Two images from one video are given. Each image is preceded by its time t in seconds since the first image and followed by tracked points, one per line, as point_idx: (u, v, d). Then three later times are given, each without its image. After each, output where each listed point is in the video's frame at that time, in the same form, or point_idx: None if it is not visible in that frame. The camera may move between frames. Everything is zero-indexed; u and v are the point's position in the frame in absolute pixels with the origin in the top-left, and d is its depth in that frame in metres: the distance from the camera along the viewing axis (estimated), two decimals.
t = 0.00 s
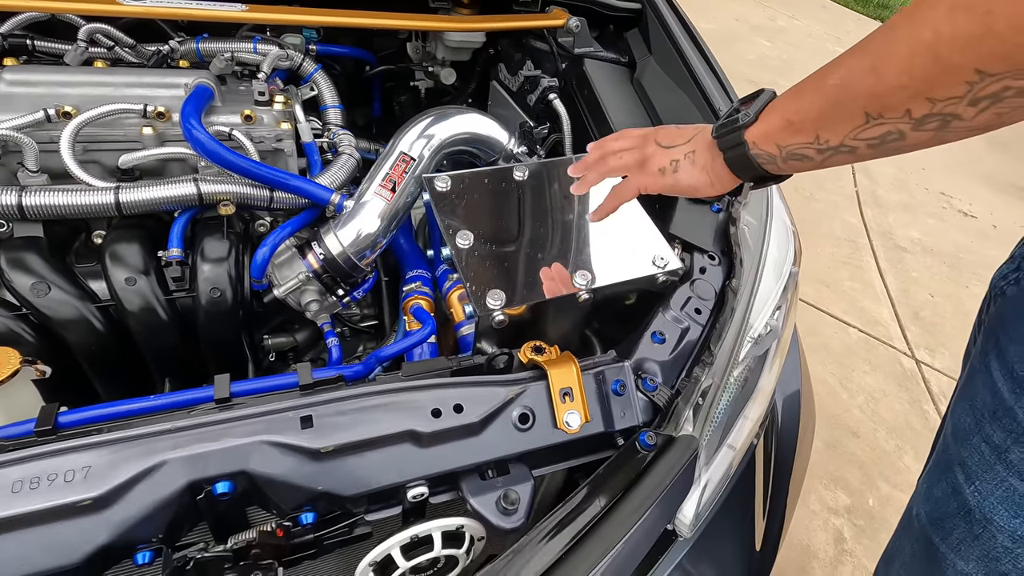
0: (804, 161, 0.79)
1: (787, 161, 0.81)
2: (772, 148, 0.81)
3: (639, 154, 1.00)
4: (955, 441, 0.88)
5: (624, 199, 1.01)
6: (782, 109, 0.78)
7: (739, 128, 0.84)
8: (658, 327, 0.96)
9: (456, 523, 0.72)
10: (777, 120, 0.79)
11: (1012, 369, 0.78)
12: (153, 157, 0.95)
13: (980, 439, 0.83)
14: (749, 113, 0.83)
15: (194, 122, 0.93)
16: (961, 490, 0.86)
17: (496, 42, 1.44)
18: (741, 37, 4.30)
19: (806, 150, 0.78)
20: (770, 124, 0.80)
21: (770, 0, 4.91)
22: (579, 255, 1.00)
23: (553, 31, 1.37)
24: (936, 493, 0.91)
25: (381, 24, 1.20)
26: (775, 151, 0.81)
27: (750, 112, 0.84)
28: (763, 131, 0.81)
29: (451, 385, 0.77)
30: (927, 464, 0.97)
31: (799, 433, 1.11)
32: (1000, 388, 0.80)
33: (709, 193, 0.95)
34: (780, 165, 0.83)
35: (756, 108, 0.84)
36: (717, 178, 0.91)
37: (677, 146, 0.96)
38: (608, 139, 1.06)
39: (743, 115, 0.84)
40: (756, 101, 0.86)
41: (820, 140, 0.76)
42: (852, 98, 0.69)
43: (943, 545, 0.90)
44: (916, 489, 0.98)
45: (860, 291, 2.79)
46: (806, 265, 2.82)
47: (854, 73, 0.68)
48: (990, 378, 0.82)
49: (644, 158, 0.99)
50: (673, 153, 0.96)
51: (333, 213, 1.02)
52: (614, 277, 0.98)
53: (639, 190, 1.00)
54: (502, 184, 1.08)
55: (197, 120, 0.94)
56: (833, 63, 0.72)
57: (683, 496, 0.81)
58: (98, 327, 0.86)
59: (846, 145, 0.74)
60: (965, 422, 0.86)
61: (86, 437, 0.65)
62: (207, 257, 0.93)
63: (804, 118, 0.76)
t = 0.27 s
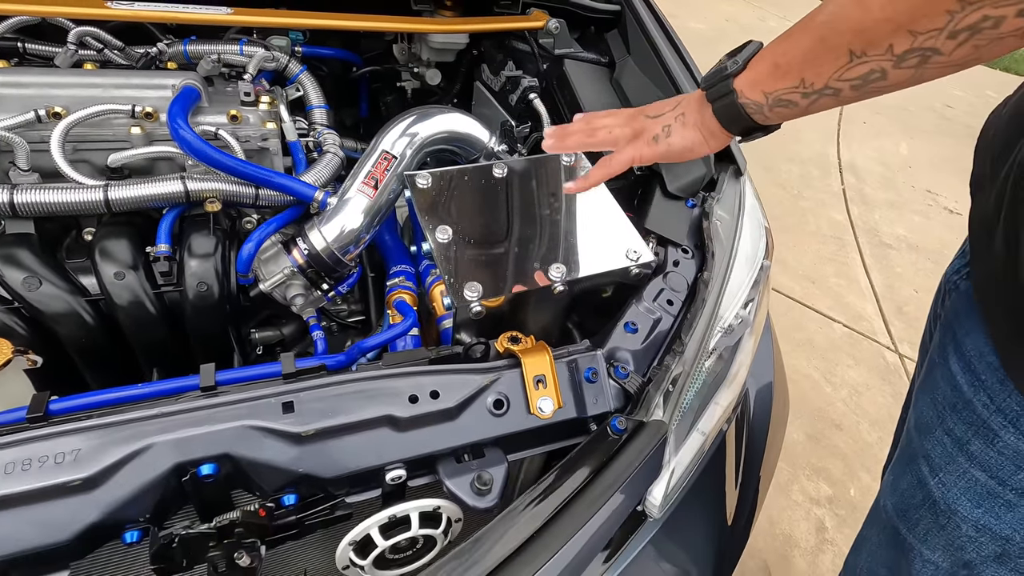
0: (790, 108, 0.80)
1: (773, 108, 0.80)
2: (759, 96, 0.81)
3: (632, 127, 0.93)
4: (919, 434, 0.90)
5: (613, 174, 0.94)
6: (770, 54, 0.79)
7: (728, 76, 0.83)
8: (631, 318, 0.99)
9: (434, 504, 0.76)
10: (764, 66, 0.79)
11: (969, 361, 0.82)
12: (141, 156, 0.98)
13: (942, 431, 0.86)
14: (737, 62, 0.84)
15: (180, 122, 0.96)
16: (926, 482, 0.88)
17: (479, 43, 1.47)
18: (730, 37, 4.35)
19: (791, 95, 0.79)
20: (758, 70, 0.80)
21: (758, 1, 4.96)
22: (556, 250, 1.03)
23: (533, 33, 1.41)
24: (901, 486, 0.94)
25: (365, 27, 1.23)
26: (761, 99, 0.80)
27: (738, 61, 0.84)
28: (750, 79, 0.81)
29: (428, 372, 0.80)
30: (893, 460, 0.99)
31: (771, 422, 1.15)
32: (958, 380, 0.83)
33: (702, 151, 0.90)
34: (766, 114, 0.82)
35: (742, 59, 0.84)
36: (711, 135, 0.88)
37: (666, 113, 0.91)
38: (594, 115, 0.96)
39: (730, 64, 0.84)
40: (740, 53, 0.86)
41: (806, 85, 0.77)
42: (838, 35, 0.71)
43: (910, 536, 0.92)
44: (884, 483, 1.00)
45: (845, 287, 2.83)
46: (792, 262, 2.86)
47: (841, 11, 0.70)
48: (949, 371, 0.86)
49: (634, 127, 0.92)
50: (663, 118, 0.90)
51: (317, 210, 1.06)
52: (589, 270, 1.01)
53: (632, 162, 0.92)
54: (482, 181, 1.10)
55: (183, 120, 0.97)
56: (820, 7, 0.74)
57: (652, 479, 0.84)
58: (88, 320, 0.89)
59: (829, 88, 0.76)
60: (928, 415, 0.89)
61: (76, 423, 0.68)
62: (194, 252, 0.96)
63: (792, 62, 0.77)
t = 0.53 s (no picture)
0: (836, 134, 0.80)
1: (818, 135, 0.81)
2: (803, 124, 0.82)
3: (673, 168, 0.99)
4: (901, 441, 0.92)
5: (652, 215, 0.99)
6: (813, 84, 0.79)
7: (772, 106, 0.85)
8: (612, 318, 1.02)
9: (418, 498, 0.78)
10: (808, 95, 0.80)
11: (949, 369, 0.83)
12: (135, 161, 1.00)
13: (924, 438, 0.87)
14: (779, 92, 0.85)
15: (173, 128, 0.98)
16: (910, 489, 0.90)
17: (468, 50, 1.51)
18: (722, 40, 4.39)
19: (836, 122, 0.79)
20: (802, 100, 0.81)
21: (750, 4, 5.00)
22: (539, 251, 1.05)
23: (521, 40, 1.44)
24: (884, 491, 0.95)
25: (354, 34, 1.26)
26: (806, 127, 0.82)
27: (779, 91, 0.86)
28: (793, 109, 0.82)
29: (412, 371, 0.82)
30: (874, 464, 1.01)
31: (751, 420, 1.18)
32: (939, 387, 0.85)
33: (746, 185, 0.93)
34: (811, 141, 0.83)
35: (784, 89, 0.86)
36: (756, 165, 0.90)
37: (706, 149, 0.95)
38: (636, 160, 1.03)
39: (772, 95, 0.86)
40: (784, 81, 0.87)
41: (851, 111, 0.77)
42: (884, 63, 0.71)
43: (895, 541, 0.94)
44: (865, 487, 1.01)
45: (834, 287, 2.87)
46: (782, 263, 2.90)
47: (887, 37, 0.70)
48: (928, 378, 0.87)
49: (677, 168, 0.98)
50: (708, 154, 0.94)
51: (306, 214, 1.08)
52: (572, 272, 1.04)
53: (676, 201, 0.98)
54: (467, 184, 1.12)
55: (176, 126, 1.00)
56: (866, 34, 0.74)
57: (631, 474, 0.87)
58: (82, 322, 0.91)
59: (876, 113, 0.76)
60: (909, 421, 0.90)
61: (70, 420, 0.70)
62: (186, 255, 0.99)
63: (836, 90, 0.77)
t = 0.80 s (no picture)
0: (839, 148, 0.77)
1: (820, 149, 0.77)
2: (804, 136, 0.78)
3: (664, 182, 0.96)
4: (902, 455, 0.89)
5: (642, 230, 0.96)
6: (816, 94, 0.76)
7: (770, 118, 0.81)
8: (597, 321, 1.02)
9: (400, 503, 0.79)
10: (809, 107, 0.77)
11: (952, 384, 0.80)
12: (119, 165, 1.00)
13: (929, 454, 0.84)
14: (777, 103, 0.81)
15: (156, 133, 0.98)
16: (914, 505, 0.87)
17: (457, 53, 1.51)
18: (716, 41, 4.40)
19: (839, 135, 0.75)
20: (803, 112, 0.77)
21: (745, 5, 5.01)
22: (525, 256, 1.06)
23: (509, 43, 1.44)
24: (885, 506, 0.93)
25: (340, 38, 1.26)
26: (807, 140, 0.78)
27: (778, 103, 0.82)
28: (793, 122, 0.78)
29: (395, 375, 0.83)
30: (872, 476, 0.99)
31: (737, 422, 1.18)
32: (942, 402, 0.82)
33: (743, 198, 0.90)
34: (811, 154, 0.79)
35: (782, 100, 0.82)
36: (751, 178, 0.87)
37: (699, 162, 0.92)
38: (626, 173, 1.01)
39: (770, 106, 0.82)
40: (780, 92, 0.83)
41: (856, 123, 0.73)
42: (894, 73, 0.67)
43: (897, 556, 0.91)
44: (866, 501, 0.99)
45: (826, 288, 2.88)
46: (775, 264, 2.91)
47: (898, 46, 0.66)
48: (929, 392, 0.84)
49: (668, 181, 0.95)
50: (701, 166, 0.91)
51: (292, 217, 1.08)
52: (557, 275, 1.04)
53: (668, 215, 0.94)
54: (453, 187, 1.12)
55: (160, 131, 0.99)
56: (873, 43, 0.70)
57: (615, 476, 0.87)
58: (66, 327, 0.91)
59: (883, 127, 0.72)
60: (911, 436, 0.88)
61: (50, 426, 0.70)
62: (170, 259, 0.99)
63: (839, 102, 0.73)
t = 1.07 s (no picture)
0: (847, 163, 0.76)
1: (827, 164, 0.76)
2: (811, 151, 0.77)
3: (665, 196, 0.95)
4: (911, 471, 0.87)
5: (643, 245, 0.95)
6: (823, 109, 0.75)
7: (775, 131, 0.80)
8: (594, 333, 1.00)
9: (394, 523, 0.77)
10: (817, 121, 0.75)
11: (963, 400, 0.79)
12: (108, 176, 0.99)
13: (938, 470, 0.83)
14: (783, 115, 0.80)
15: (146, 143, 0.96)
16: (923, 523, 0.86)
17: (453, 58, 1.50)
18: (714, 42, 4.38)
19: (847, 151, 0.74)
20: (810, 127, 0.76)
21: (742, 7, 5.01)
22: (521, 267, 1.04)
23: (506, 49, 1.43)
24: (893, 522, 0.91)
25: (334, 46, 1.24)
26: (815, 155, 0.77)
27: (783, 115, 0.80)
28: (800, 136, 0.77)
29: (389, 393, 0.81)
30: (878, 492, 0.97)
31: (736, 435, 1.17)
32: (952, 419, 0.80)
33: (747, 212, 0.88)
34: (819, 170, 0.78)
35: (788, 111, 0.80)
36: (755, 192, 0.86)
37: (701, 175, 0.91)
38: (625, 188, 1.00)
39: (777, 119, 0.80)
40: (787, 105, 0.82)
41: (866, 139, 0.72)
42: (905, 89, 0.66)
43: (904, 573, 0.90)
44: (871, 516, 0.98)
45: (824, 292, 2.87)
46: (773, 267, 2.90)
47: (911, 61, 0.64)
48: (940, 408, 0.83)
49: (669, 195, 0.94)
50: (703, 179, 0.90)
51: (285, 228, 1.06)
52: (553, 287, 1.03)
53: (670, 229, 0.93)
54: (448, 197, 1.10)
55: (149, 141, 0.98)
56: (883, 57, 0.69)
57: (613, 493, 0.86)
58: (53, 342, 0.90)
59: (894, 144, 0.71)
60: (919, 452, 0.86)
61: (35, 448, 0.69)
62: (161, 271, 0.97)
63: (849, 117, 0.72)
